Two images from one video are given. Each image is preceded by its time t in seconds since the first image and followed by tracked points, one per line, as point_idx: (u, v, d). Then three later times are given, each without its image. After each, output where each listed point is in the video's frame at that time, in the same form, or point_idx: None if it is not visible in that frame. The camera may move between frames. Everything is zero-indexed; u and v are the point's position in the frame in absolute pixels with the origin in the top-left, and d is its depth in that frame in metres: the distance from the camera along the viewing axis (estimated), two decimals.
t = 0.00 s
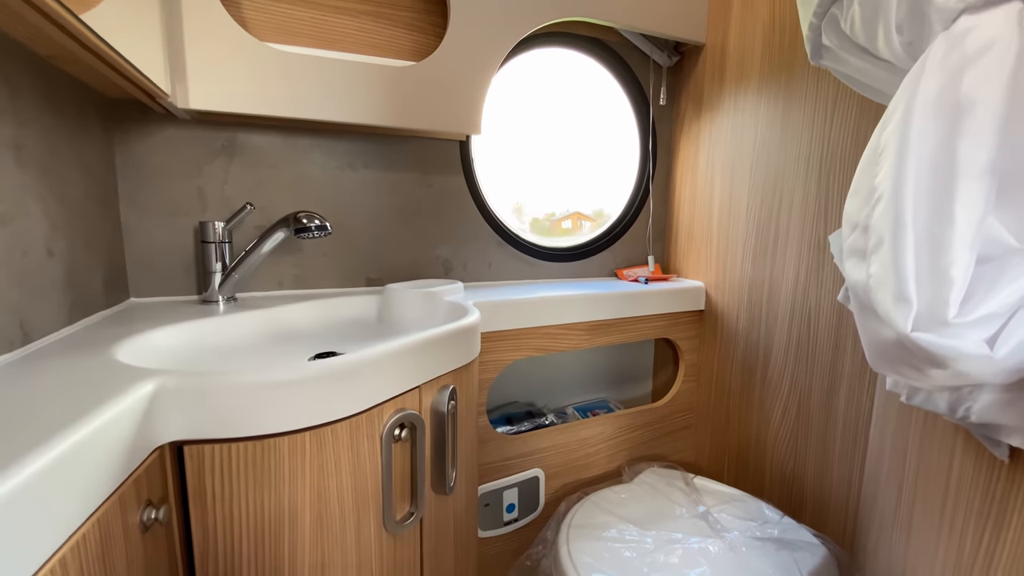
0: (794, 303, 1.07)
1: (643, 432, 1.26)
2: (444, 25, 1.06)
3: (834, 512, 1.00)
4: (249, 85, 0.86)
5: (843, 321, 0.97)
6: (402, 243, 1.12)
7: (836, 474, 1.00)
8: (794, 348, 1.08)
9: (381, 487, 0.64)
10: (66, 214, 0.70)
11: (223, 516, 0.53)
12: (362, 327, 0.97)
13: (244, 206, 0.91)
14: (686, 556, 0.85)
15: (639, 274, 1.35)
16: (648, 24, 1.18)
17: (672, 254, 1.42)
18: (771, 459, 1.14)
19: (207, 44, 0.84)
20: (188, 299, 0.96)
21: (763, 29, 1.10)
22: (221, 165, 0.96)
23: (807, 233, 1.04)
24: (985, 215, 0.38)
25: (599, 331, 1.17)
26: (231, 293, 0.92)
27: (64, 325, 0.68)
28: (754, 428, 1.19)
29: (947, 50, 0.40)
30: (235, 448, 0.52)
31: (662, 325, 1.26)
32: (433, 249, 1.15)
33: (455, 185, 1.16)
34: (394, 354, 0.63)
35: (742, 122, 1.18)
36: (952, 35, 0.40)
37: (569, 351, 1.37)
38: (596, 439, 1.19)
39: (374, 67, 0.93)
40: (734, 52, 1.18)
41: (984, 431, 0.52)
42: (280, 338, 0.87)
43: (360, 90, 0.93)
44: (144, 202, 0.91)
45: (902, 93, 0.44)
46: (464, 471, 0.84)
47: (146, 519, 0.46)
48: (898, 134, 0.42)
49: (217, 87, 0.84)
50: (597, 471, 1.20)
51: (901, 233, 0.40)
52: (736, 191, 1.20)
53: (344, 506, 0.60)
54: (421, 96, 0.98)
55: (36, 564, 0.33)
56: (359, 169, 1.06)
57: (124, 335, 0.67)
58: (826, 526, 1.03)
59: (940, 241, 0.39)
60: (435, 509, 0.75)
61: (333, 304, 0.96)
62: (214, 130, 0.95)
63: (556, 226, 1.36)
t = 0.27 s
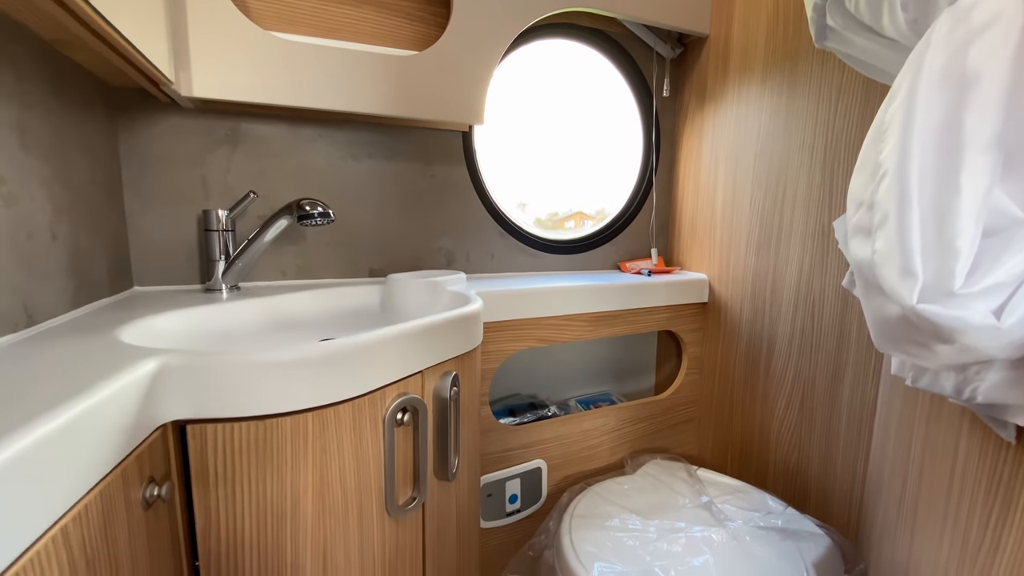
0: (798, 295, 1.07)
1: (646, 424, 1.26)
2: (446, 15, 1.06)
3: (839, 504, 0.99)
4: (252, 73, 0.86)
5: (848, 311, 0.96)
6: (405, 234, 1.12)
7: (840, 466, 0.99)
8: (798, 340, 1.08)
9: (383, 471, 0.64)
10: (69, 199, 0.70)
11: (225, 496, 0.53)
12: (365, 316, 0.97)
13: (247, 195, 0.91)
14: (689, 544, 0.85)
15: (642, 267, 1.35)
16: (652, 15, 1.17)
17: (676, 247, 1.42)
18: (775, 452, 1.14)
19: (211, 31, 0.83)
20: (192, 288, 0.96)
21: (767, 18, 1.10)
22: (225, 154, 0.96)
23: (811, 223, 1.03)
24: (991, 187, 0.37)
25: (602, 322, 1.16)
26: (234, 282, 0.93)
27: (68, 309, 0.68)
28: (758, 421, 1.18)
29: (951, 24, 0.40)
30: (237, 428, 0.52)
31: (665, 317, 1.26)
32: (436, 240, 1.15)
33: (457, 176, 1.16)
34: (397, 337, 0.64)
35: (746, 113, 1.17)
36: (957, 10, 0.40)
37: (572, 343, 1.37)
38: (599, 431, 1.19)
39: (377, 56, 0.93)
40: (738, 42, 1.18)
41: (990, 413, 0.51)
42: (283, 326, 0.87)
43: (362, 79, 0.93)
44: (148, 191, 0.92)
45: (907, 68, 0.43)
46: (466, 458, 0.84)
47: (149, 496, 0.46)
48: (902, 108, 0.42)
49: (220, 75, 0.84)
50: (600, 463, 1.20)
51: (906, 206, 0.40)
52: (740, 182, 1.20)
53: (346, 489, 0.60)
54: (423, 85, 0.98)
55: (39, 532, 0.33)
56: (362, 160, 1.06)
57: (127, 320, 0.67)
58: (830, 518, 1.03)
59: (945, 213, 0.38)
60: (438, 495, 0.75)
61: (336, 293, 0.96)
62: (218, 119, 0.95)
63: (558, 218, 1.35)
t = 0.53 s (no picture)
0: (800, 284, 1.06)
1: (647, 416, 1.25)
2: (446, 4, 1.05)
3: (841, 494, 0.99)
4: (253, 58, 0.86)
5: (850, 299, 0.96)
6: (405, 224, 1.12)
7: (843, 456, 0.98)
8: (800, 329, 1.07)
9: (382, 452, 0.63)
10: (70, 182, 0.70)
11: (222, 475, 0.53)
12: (365, 304, 0.97)
13: (247, 181, 0.91)
14: (690, 532, 0.85)
15: (643, 258, 1.34)
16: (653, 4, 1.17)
17: (677, 239, 1.41)
18: (777, 443, 1.13)
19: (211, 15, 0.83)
20: (192, 275, 0.96)
21: (770, 6, 1.09)
22: (226, 142, 0.96)
23: (814, 211, 1.02)
24: (994, 153, 0.37)
25: (603, 312, 1.16)
26: (235, 268, 0.93)
27: (68, 291, 0.68)
28: (760, 412, 1.18)
29: None
30: (235, 405, 0.52)
31: (667, 308, 1.26)
32: (436, 230, 1.15)
33: (458, 165, 1.15)
34: (395, 318, 0.63)
35: (748, 102, 1.17)
36: None
37: (573, 335, 1.36)
38: (600, 421, 1.18)
39: (378, 43, 0.93)
40: (740, 31, 1.17)
41: (993, 392, 0.51)
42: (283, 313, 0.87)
43: (363, 66, 0.93)
44: (149, 178, 0.92)
45: (909, 38, 0.43)
46: (466, 445, 0.83)
47: (145, 470, 0.46)
48: (904, 77, 0.42)
49: (221, 60, 0.84)
50: (601, 454, 1.20)
51: (908, 173, 0.39)
52: (742, 172, 1.19)
53: (344, 469, 0.59)
54: (424, 72, 0.98)
55: (32, 495, 0.32)
56: (363, 149, 1.06)
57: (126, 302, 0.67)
58: (832, 508, 1.02)
59: (948, 179, 0.38)
60: (437, 480, 0.74)
61: (336, 281, 0.96)
62: (218, 107, 0.95)
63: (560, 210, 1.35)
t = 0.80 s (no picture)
0: (802, 276, 1.06)
1: (649, 409, 1.25)
2: None
3: (843, 486, 0.98)
4: (255, 49, 0.86)
5: (852, 291, 0.95)
6: (407, 216, 1.12)
7: (845, 449, 0.98)
8: (802, 321, 1.07)
9: (383, 439, 0.63)
10: (72, 170, 0.70)
11: (223, 457, 0.53)
12: (367, 295, 0.98)
13: (249, 172, 0.92)
14: (691, 522, 0.84)
15: (645, 251, 1.33)
16: None
17: (679, 233, 1.41)
18: (779, 436, 1.13)
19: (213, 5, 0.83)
20: (195, 266, 0.97)
21: None
22: (228, 133, 0.96)
23: (815, 202, 1.02)
24: (994, 128, 0.37)
25: (605, 305, 1.16)
26: (237, 259, 0.93)
27: (71, 278, 0.68)
28: (761, 405, 1.17)
29: None
30: (236, 387, 0.52)
31: (668, 302, 1.25)
32: (438, 222, 1.15)
33: (459, 158, 1.16)
34: (396, 304, 0.63)
35: (750, 94, 1.16)
36: None
37: (574, 328, 1.36)
38: (601, 414, 1.18)
39: (379, 35, 0.93)
40: (742, 23, 1.17)
41: (996, 375, 0.50)
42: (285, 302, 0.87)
43: (365, 57, 0.93)
44: (152, 169, 0.92)
45: (910, 16, 0.43)
46: (466, 434, 0.83)
47: (146, 450, 0.46)
48: (905, 55, 0.41)
49: (223, 51, 0.84)
50: (602, 447, 1.19)
51: (908, 150, 0.39)
52: (743, 164, 1.19)
53: (345, 453, 0.59)
54: (425, 64, 0.98)
55: (33, 466, 0.33)
56: (364, 141, 1.06)
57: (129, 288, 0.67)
58: (834, 500, 1.02)
59: (948, 155, 0.38)
60: (438, 468, 0.74)
61: (338, 272, 0.96)
62: (221, 98, 0.95)
63: (561, 204, 1.35)
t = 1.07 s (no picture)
0: (804, 267, 1.06)
1: (651, 402, 1.25)
2: None
3: (846, 476, 0.98)
4: (259, 40, 0.87)
5: (854, 281, 0.95)
6: (409, 208, 1.12)
7: (847, 440, 0.98)
8: (804, 313, 1.06)
9: (385, 422, 0.64)
10: (78, 157, 0.71)
11: (227, 437, 0.54)
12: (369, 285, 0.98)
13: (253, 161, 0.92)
14: (692, 510, 0.85)
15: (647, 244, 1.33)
16: None
17: (681, 226, 1.41)
18: (781, 427, 1.13)
19: None
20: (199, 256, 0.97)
21: None
22: (232, 124, 0.97)
23: (817, 192, 1.02)
24: (992, 103, 0.37)
25: (607, 297, 1.16)
26: (241, 248, 0.94)
27: (77, 264, 0.69)
28: (763, 397, 1.17)
29: None
30: (240, 367, 0.53)
31: (670, 294, 1.26)
32: (440, 214, 1.16)
33: (461, 150, 1.16)
34: (398, 289, 0.64)
35: (752, 86, 1.16)
36: None
37: (577, 321, 1.36)
38: (603, 406, 1.18)
39: (382, 26, 0.94)
40: (745, 15, 1.17)
41: (996, 356, 0.50)
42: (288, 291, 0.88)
43: (368, 48, 0.94)
44: (157, 159, 0.93)
45: None
46: (468, 422, 0.84)
47: (152, 426, 0.46)
48: (904, 32, 0.42)
49: (227, 41, 0.85)
50: (604, 439, 1.20)
51: (907, 125, 0.39)
52: (745, 157, 1.19)
53: (348, 435, 0.60)
54: (428, 55, 0.98)
55: (40, 433, 0.33)
56: (367, 132, 1.07)
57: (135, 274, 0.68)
58: (836, 491, 1.01)
59: (946, 128, 0.38)
60: (440, 453, 0.75)
61: (341, 262, 0.96)
62: (225, 89, 0.96)
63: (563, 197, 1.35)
